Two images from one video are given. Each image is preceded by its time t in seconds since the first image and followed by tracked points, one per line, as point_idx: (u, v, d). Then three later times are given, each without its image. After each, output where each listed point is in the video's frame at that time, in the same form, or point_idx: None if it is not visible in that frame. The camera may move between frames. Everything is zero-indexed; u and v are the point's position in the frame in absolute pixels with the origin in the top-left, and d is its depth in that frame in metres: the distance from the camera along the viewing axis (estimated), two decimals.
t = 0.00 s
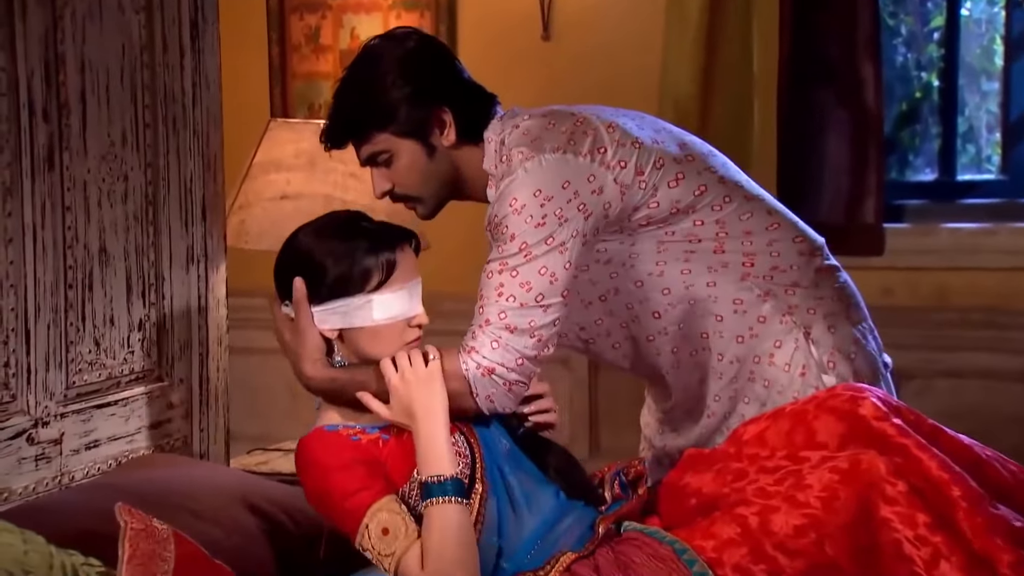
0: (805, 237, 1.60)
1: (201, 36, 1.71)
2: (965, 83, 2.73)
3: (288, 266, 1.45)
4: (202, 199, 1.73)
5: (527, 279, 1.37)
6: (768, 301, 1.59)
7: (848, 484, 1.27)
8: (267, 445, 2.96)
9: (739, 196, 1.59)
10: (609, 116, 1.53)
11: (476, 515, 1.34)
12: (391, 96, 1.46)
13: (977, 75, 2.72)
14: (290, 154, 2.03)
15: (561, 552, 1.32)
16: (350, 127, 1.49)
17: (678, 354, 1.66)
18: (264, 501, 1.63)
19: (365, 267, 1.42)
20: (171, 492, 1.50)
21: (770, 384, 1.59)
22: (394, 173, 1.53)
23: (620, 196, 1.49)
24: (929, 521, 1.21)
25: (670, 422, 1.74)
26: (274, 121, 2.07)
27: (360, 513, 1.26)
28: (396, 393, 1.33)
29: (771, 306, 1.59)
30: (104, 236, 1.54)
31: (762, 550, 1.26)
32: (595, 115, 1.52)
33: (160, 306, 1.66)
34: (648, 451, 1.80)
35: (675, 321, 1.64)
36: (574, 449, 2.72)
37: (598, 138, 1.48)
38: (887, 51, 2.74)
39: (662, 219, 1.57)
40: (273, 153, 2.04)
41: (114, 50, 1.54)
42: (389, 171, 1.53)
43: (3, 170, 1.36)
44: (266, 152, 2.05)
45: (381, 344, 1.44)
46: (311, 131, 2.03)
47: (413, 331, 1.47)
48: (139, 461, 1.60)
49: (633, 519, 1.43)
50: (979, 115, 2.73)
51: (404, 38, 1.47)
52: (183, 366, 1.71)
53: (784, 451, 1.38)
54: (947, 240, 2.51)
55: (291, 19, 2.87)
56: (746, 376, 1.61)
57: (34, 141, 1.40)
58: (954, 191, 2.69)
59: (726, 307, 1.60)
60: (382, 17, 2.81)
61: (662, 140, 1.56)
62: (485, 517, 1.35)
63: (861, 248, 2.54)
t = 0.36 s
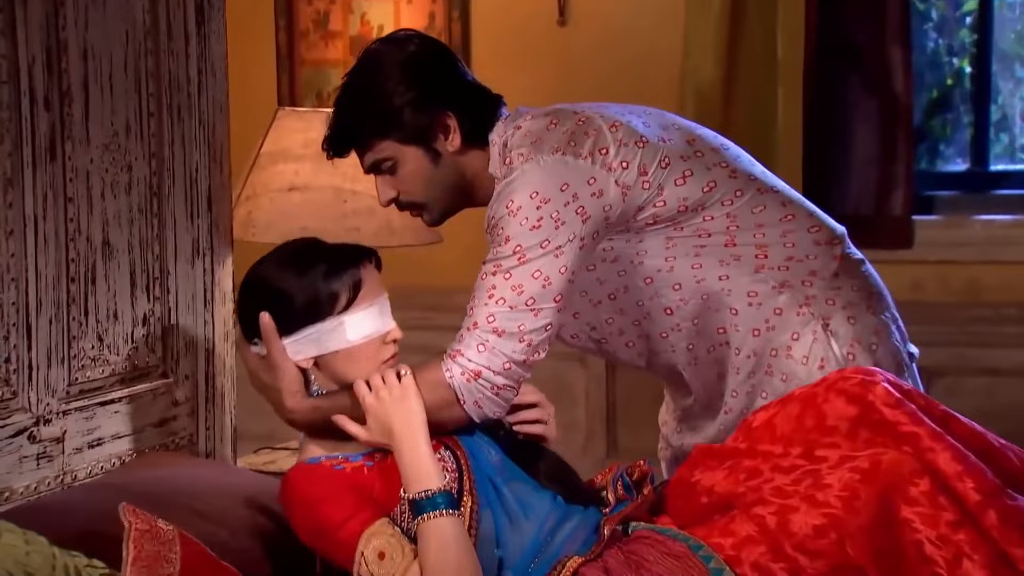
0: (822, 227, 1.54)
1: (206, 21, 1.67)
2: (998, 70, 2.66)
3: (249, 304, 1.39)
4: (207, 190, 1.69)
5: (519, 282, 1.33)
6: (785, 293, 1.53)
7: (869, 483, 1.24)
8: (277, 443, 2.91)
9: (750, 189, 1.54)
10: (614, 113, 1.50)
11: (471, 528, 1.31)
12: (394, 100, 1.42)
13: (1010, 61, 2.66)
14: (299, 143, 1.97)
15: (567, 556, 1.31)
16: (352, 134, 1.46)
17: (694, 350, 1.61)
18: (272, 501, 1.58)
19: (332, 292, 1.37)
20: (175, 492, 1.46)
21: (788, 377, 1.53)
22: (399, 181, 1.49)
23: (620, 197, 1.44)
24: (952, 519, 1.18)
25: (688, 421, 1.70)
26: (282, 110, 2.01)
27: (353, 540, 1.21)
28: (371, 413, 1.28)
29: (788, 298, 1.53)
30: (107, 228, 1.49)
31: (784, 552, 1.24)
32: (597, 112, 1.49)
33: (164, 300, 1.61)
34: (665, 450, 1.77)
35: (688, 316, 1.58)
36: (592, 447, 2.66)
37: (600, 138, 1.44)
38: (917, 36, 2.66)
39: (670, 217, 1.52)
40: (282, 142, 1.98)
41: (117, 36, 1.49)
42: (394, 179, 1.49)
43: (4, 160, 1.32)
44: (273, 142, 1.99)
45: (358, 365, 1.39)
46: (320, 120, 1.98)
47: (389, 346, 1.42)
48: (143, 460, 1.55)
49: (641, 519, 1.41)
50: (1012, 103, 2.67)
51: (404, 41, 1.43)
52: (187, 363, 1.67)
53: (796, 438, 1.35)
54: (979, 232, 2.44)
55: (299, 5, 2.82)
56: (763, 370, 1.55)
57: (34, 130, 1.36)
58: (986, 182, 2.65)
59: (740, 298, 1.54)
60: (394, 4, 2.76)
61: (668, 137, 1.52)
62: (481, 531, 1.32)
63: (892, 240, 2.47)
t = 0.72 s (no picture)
0: (836, 215, 1.48)
1: (211, 5, 1.62)
2: None
3: (214, 343, 1.30)
4: (212, 179, 1.65)
5: (512, 283, 1.25)
6: (800, 283, 1.47)
7: (890, 485, 1.22)
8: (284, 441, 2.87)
9: (759, 179, 1.47)
10: (616, 111, 1.42)
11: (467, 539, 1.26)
12: (397, 106, 1.37)
13: None
14: (305, 131, 1.92)
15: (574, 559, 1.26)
16: (352, 141, 1.41)
17: (709, 347, 1.55)
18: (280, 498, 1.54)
19: (299, 317, 1.29)
20: (180, 489, 1.42)
21: (806, 369, 1.47)
22: (402, 190, 1.44)
23: (619, 196, 1.35)
24: (976, 520, 1.17)
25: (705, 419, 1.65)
26: (288, 96, 1.95)
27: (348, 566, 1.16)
28: (351, 431, 1.22)
29: (803, 287, 1.47)
30: (110, 218, 1.45)
31: (805, 557, 1.21)
32: (596, 108, 1.42)
33: (168, 293, 1.57)
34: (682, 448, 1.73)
35: (701, 312, 1.52)
36: (609, 444, 2.62)
37: (602, 137, 1.36)
38: (947, 19, 2.59)
39: (675, 215, 1.44)
40: (288, 131, 1.92)
41: (119, 21, 1.45)
42: (396, 188, 1.45)
43: (3, 148, 1.28)
44: (279, 130, 1.93)
45: (334, 388, 1.31)
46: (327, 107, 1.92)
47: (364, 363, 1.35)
48: (148, 457, 1.51)
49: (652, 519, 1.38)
50: None
51: (405, 44, 1.38)
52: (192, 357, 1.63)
53: (814, 428, 1.32)
54: (1011, 223, 2.42)
55: None
56: (779, 361, 1.49)
57: (35, 117, 1.32)
58: (1015, 169, 2.60)
59: (753, 289, 1.48)
60: None
61: (674, 134, 1.45)
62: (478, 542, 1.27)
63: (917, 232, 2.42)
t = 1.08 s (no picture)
0: (849, 202, 1.40)
1: None
2: None
3: (187, 376, 1.26)
4: (216, 166, 1.61)
5: (505, 283, 1.19)
6: (813, 274, 1.42)
7: (916, 483, 1.17)
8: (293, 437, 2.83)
9: (767, 173, 1.40)
10: (619, 109, 1.35)
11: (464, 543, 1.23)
12: (400, 114, 1.33)
13: None
14: (312, 117, 1.87)
15: (582, 559, 1.23)
16: (351, 153, 1.36)
17: (723, 343, 1.51)
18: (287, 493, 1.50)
19: (266, 334, 1.25)
20: (185, 484, 1.38)
21: (823, 359, 1.43)
22: (407, 199, 1.39)
23: (619, 199, 1.28)
24: (1006, 520, 1.12)
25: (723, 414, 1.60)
26: (294, 80, 1.90)
27: None
28: (333, 446, 1.18)
29: (817, 277, 1.42)
30: (111, 207, 1.41)
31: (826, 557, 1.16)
32: (597, 106, 1.35)
33: (171, 284, 1.53)
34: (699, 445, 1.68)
35: (713, 307, 1.47)
36: (625, 440, 2.57)
37: (602, 139, 1.29)
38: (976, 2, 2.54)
39: (681, 214, 1.37)
40: (294, 117, 1.87)
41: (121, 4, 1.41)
42: (399, 198, 1.39)
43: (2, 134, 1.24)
44: (285, 116, 1.88)
45: (317, 402, 1.27)
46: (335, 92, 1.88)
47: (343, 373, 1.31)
48: (152, 452, 1.47)
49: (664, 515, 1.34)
50: None
51: (406, 51, 1.35)
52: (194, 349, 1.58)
53: (840, 427, 1.28)
54: None
55: None
56: (796, 352, 1.46)
57: (34, 102, 1.28)
58: None
59: (766, 280, 1.42)
60: None
61: (679, 132, 1.36)
62: (476, 546, 1.24)
63: (940, 220, 2.39)
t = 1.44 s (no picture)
0: (866, 186, 1.36)
1: None
2: None
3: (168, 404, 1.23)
4: (220, 151, 1.57)
5: (506, 276, 1.15)
6: (831, 262, 1.36)
7: (942, 479, 1.11)
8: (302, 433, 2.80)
9: (782, 160, 1.35)
10: (627, 100, 1.31)
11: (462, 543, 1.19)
12: (403, 114, 1.28)
13: None
14: (318, 101, 1.83)
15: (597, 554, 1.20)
16: (354, 151, 1.32)
17: (739, 336, 1.46)
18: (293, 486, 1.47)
19: (239, 347, 1.23)
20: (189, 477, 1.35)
21: (842, 349, 1.38)
22: (412, 199, 1.35)
23: (626, 190, 1.24)
24: None
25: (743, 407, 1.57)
26: (301, 64, 1.86)
27: None
28: (309, 457, 1.15)
29: (835, 266, 1.36)
30: (113, 194, 1.38)
31: (848, 553, 1.12)
32: (605, 96, 1.31)
33: (174, 273, 1.50)
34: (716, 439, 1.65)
35: (727, 298, 1.42)
36: (639, 433, 2.54)
37: (605, 133, 1.24)
38: None
39: (693, 205, 1.33)
40: (300, 100, 1.84)
41: None
42: (404, 198, 1.35)
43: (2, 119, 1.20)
44: (291, 100, 1.84)
45: (302, 407, 1.23)
46: (343, 75, 1.84)
47: (323, 374, 1.27)
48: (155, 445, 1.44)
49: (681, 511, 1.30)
50: None
51: (411, 47, 1.30)
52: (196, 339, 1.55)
53: (865, 421, 1.23)
54: None
55: None
56: (814, 342, 1.40)
57: (34, 85, 1.24)
58: None
59: (781, 270, 1.37)
60: None
61: (689, 122, 1.32)
62: (476, 544, 1.20)
63: (968, 207, 2.34)
